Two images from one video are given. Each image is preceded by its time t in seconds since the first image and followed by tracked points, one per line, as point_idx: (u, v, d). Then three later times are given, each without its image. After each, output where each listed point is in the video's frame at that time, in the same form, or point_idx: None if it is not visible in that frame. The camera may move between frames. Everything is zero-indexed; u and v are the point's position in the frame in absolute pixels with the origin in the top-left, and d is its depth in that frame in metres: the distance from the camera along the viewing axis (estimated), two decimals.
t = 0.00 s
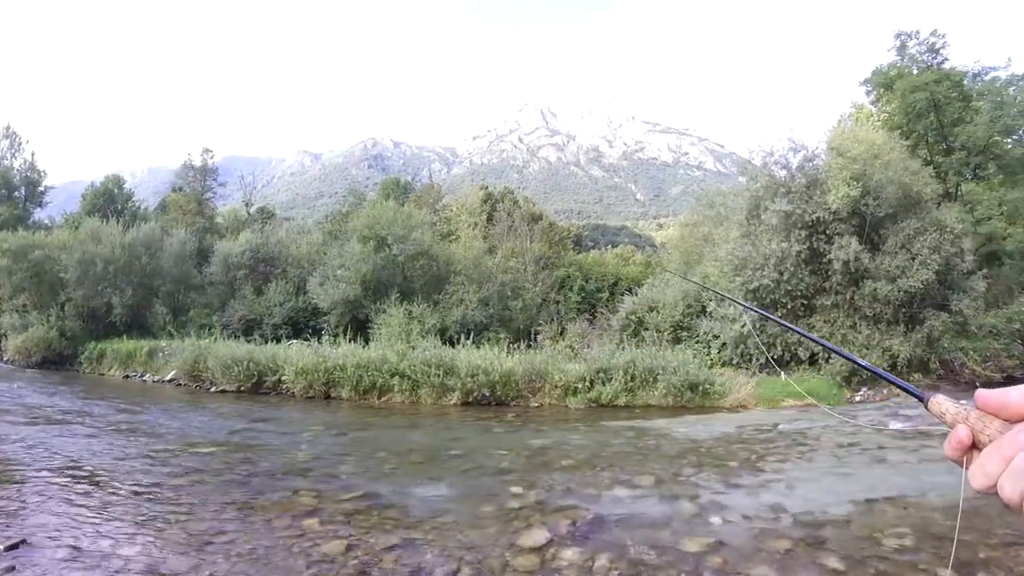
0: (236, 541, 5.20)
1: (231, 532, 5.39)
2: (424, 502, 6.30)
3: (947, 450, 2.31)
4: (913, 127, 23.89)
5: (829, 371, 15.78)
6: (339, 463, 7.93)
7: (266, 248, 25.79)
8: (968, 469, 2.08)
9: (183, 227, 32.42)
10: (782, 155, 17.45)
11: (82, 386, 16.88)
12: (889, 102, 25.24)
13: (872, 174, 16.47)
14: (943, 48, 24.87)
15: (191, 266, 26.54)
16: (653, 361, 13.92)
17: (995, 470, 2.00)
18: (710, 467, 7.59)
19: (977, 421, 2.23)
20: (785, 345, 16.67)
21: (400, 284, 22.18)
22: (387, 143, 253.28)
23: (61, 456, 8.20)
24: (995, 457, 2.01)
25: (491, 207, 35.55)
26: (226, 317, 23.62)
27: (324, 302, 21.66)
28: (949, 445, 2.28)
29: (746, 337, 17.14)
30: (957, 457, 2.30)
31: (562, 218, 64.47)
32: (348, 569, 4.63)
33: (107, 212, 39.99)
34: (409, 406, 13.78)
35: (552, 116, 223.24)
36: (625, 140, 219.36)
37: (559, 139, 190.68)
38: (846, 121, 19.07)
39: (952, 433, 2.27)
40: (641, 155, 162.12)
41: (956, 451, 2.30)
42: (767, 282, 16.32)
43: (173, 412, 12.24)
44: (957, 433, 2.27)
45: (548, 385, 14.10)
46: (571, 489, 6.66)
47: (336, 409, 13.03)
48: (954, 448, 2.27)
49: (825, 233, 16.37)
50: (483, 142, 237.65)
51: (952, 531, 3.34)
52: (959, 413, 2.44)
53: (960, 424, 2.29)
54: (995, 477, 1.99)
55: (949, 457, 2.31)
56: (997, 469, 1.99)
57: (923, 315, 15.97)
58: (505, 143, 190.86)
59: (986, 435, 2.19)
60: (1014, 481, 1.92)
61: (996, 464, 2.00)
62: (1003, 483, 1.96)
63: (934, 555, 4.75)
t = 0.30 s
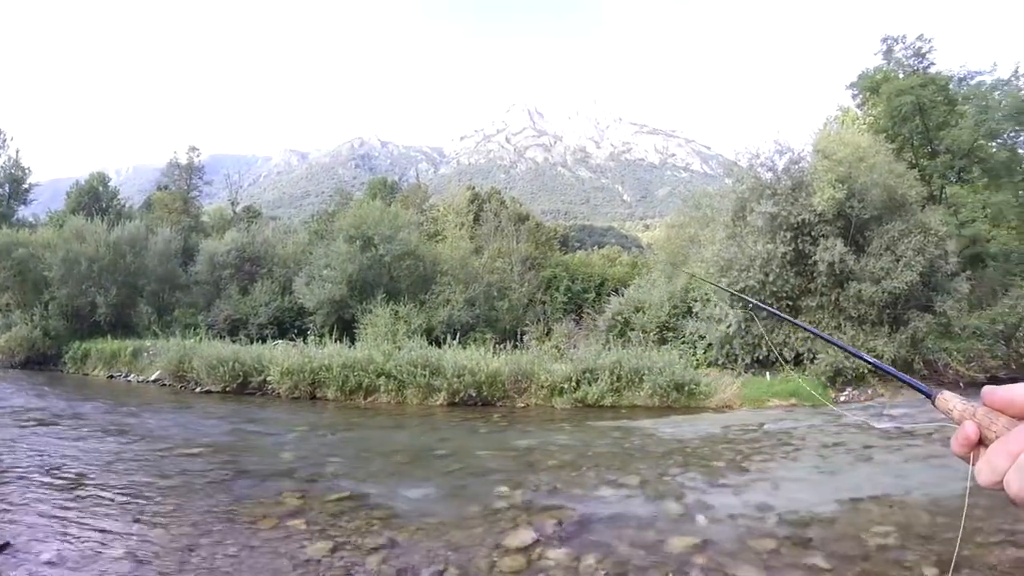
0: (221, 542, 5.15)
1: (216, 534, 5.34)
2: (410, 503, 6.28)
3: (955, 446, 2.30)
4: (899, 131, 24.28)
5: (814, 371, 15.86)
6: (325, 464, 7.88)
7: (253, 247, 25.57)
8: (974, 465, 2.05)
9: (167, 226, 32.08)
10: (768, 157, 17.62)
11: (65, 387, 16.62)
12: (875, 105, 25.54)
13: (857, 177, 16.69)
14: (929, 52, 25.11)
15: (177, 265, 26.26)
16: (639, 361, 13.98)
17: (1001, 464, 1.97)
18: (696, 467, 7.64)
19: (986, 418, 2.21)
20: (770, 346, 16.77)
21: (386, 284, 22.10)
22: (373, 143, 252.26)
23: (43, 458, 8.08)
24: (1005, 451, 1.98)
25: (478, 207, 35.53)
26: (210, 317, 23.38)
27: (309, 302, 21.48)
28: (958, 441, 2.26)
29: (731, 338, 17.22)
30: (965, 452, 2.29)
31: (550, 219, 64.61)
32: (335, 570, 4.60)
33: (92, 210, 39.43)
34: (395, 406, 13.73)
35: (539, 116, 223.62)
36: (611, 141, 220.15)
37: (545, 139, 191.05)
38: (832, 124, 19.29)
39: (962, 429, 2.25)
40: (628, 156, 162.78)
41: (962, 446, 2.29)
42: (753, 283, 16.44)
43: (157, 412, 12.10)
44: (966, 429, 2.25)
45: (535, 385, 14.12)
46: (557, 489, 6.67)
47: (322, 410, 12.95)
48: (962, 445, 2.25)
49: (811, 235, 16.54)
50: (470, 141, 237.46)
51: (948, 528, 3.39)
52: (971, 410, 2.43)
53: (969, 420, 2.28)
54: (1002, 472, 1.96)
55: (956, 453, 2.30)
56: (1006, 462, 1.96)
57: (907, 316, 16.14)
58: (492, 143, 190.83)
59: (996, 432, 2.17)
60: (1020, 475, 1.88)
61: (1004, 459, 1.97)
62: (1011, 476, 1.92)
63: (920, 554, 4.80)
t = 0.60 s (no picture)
0: (201, 544, 5.08)
1: (196, 535, 5.27)
2: (392, 503, 6.25)
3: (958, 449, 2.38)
4: (881, 135, 24.60)
5: (794, 372, 16.01)
6: (306, 465, 7.81)
7: (235, 245, 25.28)
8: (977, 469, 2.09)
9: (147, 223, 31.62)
10: (751, 160, 17.86)
11: (42, 386, 16.31)
12: (857, 110, 25.85)
13: (839, 181, 16.88)
14: (912, 58, 25.42)
15: (158, 263, 25.91)
16: (621, 362, 14.04)
17: (1006, 465, 2.01)
18: (678, 467, 7.69)
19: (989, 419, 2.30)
20: (751, 346, 16.90)
21: (369, 283, 21.97)
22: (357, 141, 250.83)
23: (20, 458, 7.92)
24: (1008, 450, 2.02)
25: (462, 207, 35.46)
26: (191, 316, 23.07)
27: (291, 301, 21.28)
28: (961, 443, 2.35)
29: (713, 338, 17.34)
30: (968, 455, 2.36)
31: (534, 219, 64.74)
32: (316, 571, 4.56)
33: (71, 206, 38.71)
34: (377, 406, 13.67)
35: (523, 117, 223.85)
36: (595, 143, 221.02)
37: (529, 140, 191.23)
38: (814, 128, 19.51)
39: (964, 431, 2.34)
40: (611, 158, 163.47)
41: (967, 447, 2.34)
42: (734, 285, 16.60)
43: (137, 412, 11.93)
44: (969, 431, 2.33)
45: (517, 386, 14.15)
46: (540, 489, 6.67)
47: (304, 409, 12.86)
48: (966, 446, 2.34)
49: (793, 237, 16.75)
50: (454, 141, 237.11)
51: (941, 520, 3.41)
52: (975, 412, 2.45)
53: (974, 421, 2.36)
54: (1006, 474, 2.00)
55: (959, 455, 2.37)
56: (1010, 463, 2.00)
57: (887, 318, 16.36)
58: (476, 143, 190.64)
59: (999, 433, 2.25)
60: (1022, 475, 1.93)
61: (1008, 459, 2.02)
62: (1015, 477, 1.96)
63: (899, 552, 4.88)
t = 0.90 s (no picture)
0: (180, 545, 5.01)
1: (175, 536, 5.19)
2: (374, 503, 6.22)
3: (965, 450, 2.40)
4: (861, 139, 24.92)
5: (775, 373, 16.17)
6: (287, 465, 7.74)
7: (215, 243, 24.96)
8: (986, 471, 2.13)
9: (125, 219, 31.11)
10: (732, 163, 18.12)
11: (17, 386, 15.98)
12: (837, 115, 26.22)
13: (819, 184, 17.13)
14: (892, 65, 25.80)
15: (138, 261, 25.53)
16: (603, 362, 14.11)
17: (1012, 469, 2.06)
18: (659, 466, 7.75)
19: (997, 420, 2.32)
20: (732, 347, 17.05)
21: (350, 282, 21.82)
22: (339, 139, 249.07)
23: None
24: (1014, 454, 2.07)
25: (444, 206, 35.36)
26: (170, 315, 22.74)
27: (272, 299, 21.06)
28: (968, 444, 2.36)
29: (694, 339, 17.47)
30: (976, 457, 2.38)
31: (517, 220, 64.81)
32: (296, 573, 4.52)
33: (49, 202, 37.99)
34: (358, 406, 13.59)
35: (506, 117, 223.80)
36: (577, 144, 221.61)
37: (512, 140, 191.19)
38: (796, 131, 19.73)
39: (971, 432, 2.36)
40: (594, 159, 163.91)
41: (974, 450, 2.35)
42: (715, 287, 16.74)
43: (114, 412, 11.73)
44: (977, 432, 2.35)
45: (498, 386, 14.15)
46: (522, 489, 6.68)
47: (284, 409, 12.74)
48: (972, 448, 2.35)
49: (773, 239, 16.96)
50: (437, 139, 236.45)
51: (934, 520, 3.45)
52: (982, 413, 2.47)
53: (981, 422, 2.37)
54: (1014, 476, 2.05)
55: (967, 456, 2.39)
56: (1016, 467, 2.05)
57: (866, 320, 16.60)
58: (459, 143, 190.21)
59: (1004, 434, 2.27)
60: None
61: (1014, 463, 2.06)
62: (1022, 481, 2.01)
63: (878, 551, 4.95)
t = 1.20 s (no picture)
0: (167, 546, 4.97)
1: (162, 538, 5.14)
2: (362, 504, 6.19)
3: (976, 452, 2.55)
4: (848, 141, 25.14)
5: (761, 372, 16.28)
6: (274, 465, 7.69)
7: (202, 241, 24.71)
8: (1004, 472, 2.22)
9: (110, 218, 30.77)
10: (720, 164, 18.33)
11: None
12: (825, 117, 26.45)
13: (806, 185, 17.29)
14: (879, 68, 26.02)
15: (124, 259, 25.25)
16: (590, 362, 14.14)
17: None
18: (646, 465, 7.79)
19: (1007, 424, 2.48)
20: (719, 347, 17.13)
21: (338, 282, 21.72)
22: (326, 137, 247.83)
23: None
24: None
25: (432, 206, 35.30)
26: (156, 314, 22.52)
27: (259, 299, 20.92)
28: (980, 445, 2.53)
29: (681, 339, 17.55)
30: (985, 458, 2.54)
31: (505, 220, 64.84)
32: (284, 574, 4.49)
33: (34, 199, 37.45)
34: (345, 406, 13.52)
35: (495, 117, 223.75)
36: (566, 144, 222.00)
37: (500, 140, 191.13)
38: (783, 133, 19.85)
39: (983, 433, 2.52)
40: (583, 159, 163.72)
41: (986, 450, 2.50)
42: (702, 287, 16.83)
43: (99, 412, 11.60)
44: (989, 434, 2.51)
45: (486, 385, 14.14)
46: (510, 489, 6.69)
47: (271, 409, 12.66)
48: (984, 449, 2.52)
49: (760, 240, 17.09)
50: (425, 138, 235.77)
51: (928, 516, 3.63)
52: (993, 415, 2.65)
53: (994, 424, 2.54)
54: None
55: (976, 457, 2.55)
56: None
57: (852, 320, 16.76)
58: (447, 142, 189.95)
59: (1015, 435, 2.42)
60: None
61: None
62: None
63: (863, 549, 5.01)
